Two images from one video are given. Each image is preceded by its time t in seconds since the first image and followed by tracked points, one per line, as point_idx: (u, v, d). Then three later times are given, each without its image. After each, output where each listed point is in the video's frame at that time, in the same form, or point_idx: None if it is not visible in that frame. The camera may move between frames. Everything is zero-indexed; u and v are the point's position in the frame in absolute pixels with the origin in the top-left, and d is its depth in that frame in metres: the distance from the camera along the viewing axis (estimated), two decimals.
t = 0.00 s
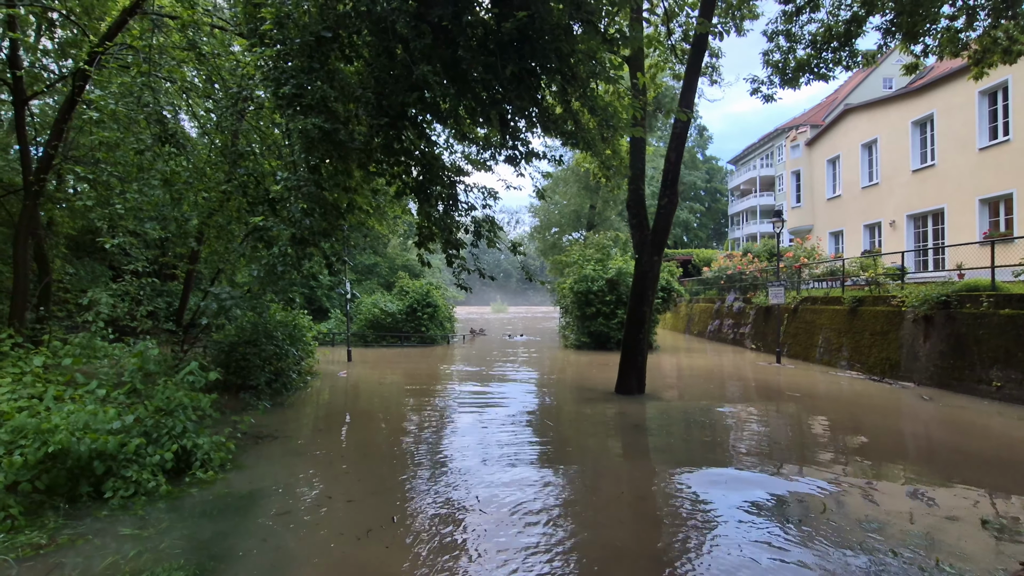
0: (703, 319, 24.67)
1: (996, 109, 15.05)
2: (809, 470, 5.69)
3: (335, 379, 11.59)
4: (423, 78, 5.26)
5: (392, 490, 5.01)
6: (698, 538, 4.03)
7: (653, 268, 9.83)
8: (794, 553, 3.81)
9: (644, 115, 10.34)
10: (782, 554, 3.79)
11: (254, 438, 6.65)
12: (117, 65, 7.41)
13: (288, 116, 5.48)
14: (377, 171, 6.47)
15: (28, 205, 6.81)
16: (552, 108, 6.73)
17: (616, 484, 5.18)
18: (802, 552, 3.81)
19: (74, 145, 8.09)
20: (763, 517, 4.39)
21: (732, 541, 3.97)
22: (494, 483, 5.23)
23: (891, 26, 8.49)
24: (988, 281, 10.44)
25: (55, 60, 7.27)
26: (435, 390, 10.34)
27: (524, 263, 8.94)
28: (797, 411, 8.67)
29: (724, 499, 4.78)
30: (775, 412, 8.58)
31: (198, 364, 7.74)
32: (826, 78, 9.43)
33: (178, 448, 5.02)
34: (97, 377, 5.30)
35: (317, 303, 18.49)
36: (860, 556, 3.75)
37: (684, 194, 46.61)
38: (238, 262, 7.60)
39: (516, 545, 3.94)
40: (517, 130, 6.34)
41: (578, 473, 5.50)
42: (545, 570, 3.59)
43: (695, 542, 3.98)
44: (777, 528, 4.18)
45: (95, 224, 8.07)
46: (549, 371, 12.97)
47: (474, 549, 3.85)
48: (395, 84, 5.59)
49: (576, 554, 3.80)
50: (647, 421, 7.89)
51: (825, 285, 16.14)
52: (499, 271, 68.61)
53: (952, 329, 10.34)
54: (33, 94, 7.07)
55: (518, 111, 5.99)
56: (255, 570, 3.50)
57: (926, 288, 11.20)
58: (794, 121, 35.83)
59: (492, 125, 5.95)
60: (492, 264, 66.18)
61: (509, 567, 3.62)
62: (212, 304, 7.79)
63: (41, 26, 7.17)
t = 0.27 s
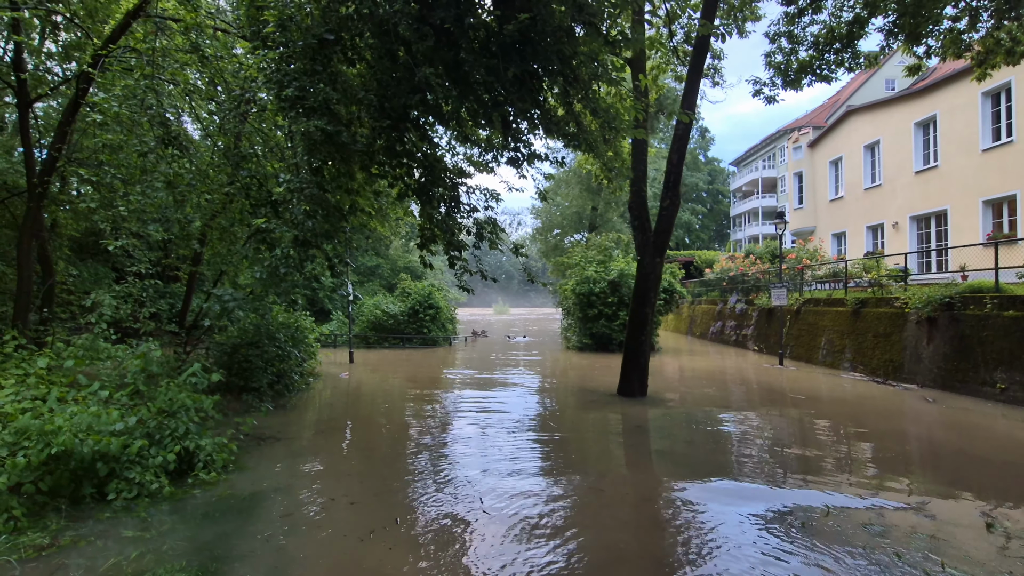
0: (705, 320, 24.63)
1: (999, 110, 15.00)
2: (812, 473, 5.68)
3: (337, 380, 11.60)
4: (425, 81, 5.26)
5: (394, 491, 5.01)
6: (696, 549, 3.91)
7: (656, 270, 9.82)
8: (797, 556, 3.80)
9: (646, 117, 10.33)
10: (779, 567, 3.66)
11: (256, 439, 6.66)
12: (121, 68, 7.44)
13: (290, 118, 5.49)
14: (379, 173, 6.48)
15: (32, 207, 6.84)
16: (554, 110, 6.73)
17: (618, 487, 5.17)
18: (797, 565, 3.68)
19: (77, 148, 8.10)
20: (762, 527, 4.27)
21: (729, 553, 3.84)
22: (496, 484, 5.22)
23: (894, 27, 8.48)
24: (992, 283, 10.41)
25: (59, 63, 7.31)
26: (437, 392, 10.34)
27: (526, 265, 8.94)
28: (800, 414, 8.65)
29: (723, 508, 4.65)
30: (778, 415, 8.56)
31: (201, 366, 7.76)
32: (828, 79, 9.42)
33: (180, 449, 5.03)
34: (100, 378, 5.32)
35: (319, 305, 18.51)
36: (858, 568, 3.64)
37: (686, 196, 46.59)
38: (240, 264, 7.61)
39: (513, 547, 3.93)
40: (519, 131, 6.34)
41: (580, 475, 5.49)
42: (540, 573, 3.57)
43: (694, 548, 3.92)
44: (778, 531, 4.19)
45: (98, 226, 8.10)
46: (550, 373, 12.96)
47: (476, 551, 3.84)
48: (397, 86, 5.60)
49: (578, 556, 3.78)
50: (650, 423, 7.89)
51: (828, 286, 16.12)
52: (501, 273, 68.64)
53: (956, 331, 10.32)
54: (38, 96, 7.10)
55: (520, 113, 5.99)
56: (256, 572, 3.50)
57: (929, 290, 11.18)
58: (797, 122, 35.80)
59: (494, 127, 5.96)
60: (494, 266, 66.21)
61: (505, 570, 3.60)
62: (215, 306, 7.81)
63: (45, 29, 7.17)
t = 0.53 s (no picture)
0: (708, 321, 24.59)
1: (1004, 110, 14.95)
2: (816, 475, 5.66)
3: (340, 381, 11.62)
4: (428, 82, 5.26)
5: (398, 493, 5.00)
6: (696, 553, 3.87)
7: (659, 271, 9.80)
8: (801, 559, 3.79)
9: (649, 117, 10.32)
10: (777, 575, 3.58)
11: (259, 440, 6.67)
12: (125, 70, 7.45)
13: (294, 119, 5.49)
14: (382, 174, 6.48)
15: (37, 208, 6.86)
16: (557, 111, 6.73)
17: (621, 488, 5.16)
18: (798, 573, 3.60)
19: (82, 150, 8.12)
20: (763, 531, 4.23)
21: (727, 559, 3.78)
22: (499, 486, 5.21)
23: (897, 28, 8.46)
24: (997, 284, 10.37)
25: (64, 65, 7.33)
26: (440, 393, 10.33)
27: (529, 266, 8.94)
28: (804, 415, 8.62)
29: (724, 513, 4.57)
30: (781, 416, 8.54)
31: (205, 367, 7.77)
32: (831, 80, 9.40)
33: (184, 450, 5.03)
34: (105, 379, 5.33)
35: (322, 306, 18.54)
36: None
37: (689, 197, 46.52)
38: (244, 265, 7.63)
39: (516, 549, 3.92)
40: (522, 133, 6.34)
41: (584, 477, 5.48)
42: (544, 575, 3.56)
43: (698, 550, 3.92)
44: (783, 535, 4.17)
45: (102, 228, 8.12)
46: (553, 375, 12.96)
47: (480, 554, 3.83)
48: (400, 88, 5.61)
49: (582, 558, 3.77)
50: (653, 424, 7.87)
51: (832, 287, 16.08)
52: (504, 274, 68.64)
53: (960, 332, 10.27)
54: (43, 98, 7.13)
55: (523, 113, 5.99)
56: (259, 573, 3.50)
57: (933, 291, 11.13)
58: (800, 123, 35.73)
59: (497, 128, 5.95)
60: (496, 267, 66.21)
61: (507, 571, 3.61)
62: (219, 307, 7.83)
63: (51, 31, 7.18)
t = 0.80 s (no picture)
0: (713, 322, 24.53)
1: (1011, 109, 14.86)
2: (821, 476, 5.63)
3: (344, 382, 11.64)
4: (432, 82, 5.27)
5: (402, 493, 5.01)
6: (701, 553, 3.86)
7: (663, 271, 9.79)
8: (808, 559, 3.77)
9: (654, 118, 10.31)
10: None
11: (265, 440, 6.70)
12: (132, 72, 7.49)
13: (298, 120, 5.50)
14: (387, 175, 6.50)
15: (44, 209, 6.90)
16: (561, 112, 6.73)
17: (626, 489, 5.15)
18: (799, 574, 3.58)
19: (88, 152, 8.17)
20: (769, 531, 4.22)
21: (730, 560, 3.76)
22: (504, 485, 5.23)
23: (903, 26, 8.42)
24: (1003, 284, 10.31)
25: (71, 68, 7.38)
26: (444, 394, 10.34)
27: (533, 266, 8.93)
28: (810, 416, 8.59)
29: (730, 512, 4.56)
30: (787, 417, 8.50)
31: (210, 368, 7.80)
32: (837, 79, 9.37)
33: (190, 450, 5.06)
34: (112, 380, 5.36)
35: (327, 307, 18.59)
36: None
37: (693, 197, 46.43)
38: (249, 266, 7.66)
39: (520, 547, 3.94)
40: (526, 133, 6.34)
41: (588, 477, 5.47)
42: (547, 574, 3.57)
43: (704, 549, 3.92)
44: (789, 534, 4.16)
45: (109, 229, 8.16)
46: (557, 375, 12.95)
47: (484, 553, 3.84)
48: (404, 89, 5.62)
49: (586, 558, 3.77)
50: (658, 425, 7.85)
51: (837, 287, 16.02)
52: (508, 274, 68.66)
53: (967, 333, 10.22)
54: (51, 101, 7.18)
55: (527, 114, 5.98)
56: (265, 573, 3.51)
57: (939, 291, 11.08)
58: (805, 123, 35.63)
59: (501, 129, 5.95)
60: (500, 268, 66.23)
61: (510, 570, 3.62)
62: (224, 308, 7.86)
63: (58, 34, 7.22)
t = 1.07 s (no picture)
0: (718, 323, 24.48)
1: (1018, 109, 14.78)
2: (828, 478, 5.62)
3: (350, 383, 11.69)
4: (437, 85, 5.31)
5: (409, 494, 5.03)
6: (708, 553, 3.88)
7: (668, 272, 9.78)
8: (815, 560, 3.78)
9: (659, 119, 10.31)
10: None
11: (271, 441, 6.73)
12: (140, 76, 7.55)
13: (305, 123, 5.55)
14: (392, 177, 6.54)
15: (54, 212, 6.97)
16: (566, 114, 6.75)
17: (632, 490, 5.16)
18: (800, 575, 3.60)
19: (97, 155, 8.24)
20: (775, 532, 4.22)
21: (736, 560, 3.78)
22: (510, 487, 5.26)
23: (909, 26, 8.39)
24: (1011, 284, 10.25)
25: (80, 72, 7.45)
26: (449, 395, 10.36)
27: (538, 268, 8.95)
28: (815, 418, 8.57)
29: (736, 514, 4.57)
30: (792, 419, 8.49)
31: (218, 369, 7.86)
32: (842, 79, 9.34)
33: (199, 451, 5.10)
34: (121, 381, 5.40)
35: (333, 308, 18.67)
36: None
37: (698, 197, 46.33)
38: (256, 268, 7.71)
39: (524, 548, 3.97)
40: (530, 135, 6.37)
41: (594, 479, 5.48)
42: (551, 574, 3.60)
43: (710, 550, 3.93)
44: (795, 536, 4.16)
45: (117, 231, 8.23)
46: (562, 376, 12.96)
47: (489, 554, 3.86)
48: (409, 91, 5.66)
49: (591, 559, 3.79)
50: (664, 426, 7.85)
51: (844, 288, 15.96)
52: (512, 275, 68.70)
53: (974, 334, 10.17)
54: (60, 104, 7.25)
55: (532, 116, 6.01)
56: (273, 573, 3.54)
57: (946, 291, 11.03)
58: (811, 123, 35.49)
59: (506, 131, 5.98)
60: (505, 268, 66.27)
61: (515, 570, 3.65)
62: (232, 309, 7.93)
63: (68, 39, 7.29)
